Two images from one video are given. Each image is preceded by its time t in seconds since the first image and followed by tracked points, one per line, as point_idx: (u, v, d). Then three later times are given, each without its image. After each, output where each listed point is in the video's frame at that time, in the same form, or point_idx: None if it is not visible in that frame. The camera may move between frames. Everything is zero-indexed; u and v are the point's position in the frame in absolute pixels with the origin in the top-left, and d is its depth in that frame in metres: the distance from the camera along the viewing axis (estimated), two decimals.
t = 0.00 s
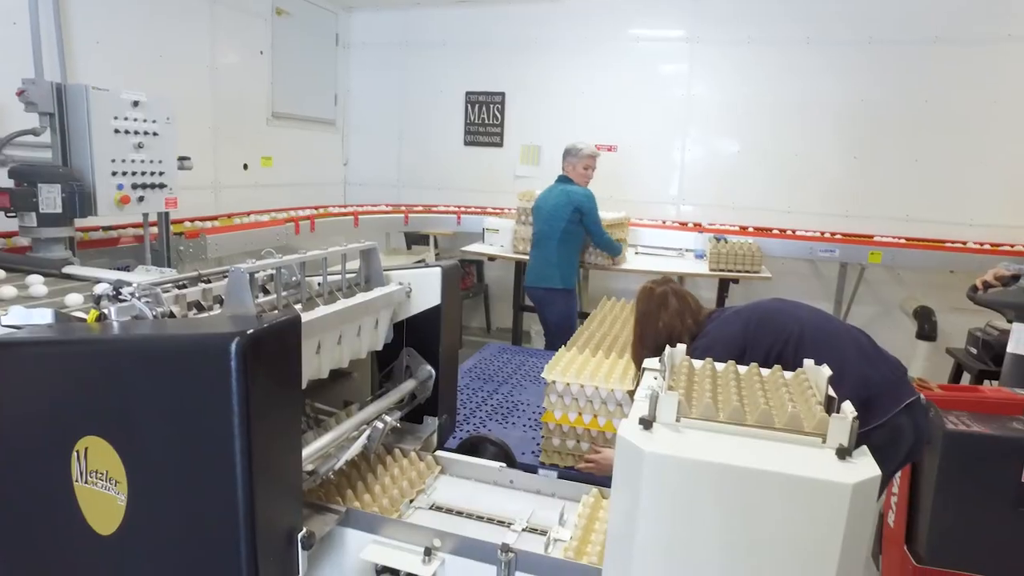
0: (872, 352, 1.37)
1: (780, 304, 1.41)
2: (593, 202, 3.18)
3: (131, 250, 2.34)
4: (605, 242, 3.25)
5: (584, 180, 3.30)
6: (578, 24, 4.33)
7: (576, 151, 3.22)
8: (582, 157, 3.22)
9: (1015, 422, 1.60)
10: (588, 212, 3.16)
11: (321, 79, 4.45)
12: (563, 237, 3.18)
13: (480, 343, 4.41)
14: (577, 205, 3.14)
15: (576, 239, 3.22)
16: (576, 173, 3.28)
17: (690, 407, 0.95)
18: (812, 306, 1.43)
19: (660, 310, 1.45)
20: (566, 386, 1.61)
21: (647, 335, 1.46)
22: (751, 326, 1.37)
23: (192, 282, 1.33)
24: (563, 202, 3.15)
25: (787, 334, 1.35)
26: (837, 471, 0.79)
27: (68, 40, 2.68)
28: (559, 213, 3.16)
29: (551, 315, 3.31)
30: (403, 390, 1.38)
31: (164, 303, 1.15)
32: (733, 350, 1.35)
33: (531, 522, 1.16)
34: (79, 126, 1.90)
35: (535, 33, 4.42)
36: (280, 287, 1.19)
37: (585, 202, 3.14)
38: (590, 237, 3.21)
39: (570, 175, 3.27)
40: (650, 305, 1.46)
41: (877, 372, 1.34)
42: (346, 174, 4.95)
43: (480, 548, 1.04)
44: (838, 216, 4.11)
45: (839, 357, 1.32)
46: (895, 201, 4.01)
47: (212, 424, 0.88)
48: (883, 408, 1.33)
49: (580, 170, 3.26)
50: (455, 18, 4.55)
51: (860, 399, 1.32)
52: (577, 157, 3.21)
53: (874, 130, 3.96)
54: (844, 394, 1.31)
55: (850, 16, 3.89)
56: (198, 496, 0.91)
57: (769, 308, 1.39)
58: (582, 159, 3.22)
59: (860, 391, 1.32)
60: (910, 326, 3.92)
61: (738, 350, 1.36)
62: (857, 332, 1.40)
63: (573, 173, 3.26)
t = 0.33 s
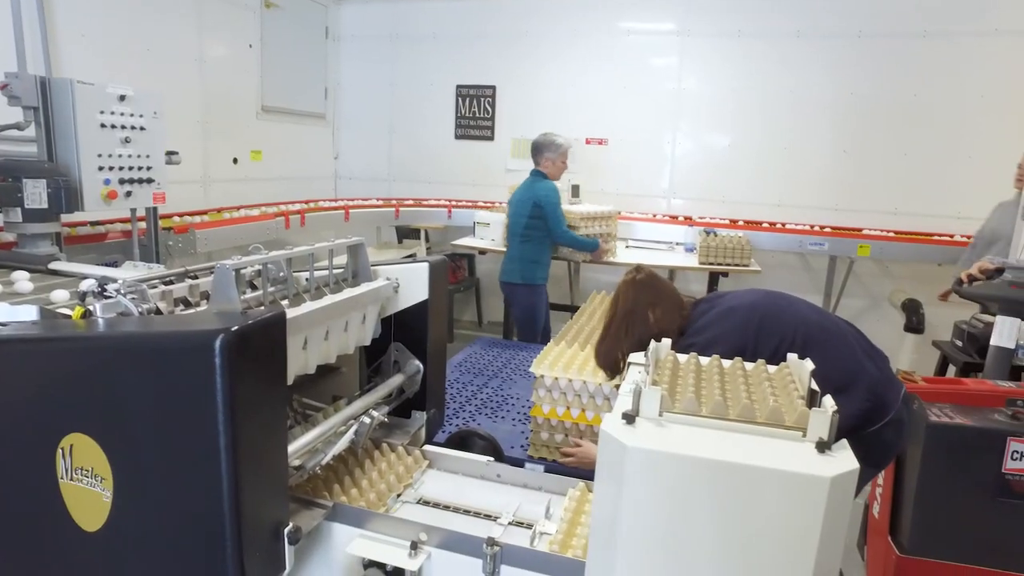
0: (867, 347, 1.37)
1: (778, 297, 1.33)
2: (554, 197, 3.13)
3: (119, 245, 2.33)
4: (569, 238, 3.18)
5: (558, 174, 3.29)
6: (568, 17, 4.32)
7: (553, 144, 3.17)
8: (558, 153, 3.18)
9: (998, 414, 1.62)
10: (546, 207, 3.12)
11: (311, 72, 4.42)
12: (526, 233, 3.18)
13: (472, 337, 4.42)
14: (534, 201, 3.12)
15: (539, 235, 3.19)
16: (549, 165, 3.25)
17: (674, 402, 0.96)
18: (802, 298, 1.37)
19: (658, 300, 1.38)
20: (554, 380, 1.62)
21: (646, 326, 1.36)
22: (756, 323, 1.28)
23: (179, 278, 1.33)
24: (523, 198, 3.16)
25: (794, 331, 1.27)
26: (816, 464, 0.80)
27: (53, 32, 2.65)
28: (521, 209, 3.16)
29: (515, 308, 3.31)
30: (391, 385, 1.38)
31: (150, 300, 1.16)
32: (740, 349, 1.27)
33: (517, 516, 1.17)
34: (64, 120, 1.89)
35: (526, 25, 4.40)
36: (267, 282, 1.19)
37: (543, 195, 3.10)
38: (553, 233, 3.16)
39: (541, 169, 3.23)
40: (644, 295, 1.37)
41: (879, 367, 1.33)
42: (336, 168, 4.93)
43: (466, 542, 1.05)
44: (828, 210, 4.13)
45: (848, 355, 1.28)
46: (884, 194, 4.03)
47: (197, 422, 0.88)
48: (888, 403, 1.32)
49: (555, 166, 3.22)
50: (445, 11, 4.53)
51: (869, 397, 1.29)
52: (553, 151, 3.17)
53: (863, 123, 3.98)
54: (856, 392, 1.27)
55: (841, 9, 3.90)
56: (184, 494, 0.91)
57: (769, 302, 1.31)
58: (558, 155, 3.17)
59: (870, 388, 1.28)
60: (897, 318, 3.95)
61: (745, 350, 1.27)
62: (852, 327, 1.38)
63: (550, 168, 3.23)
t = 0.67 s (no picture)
0: (828, 339, 1.49)
1: (742, 293, 1.45)
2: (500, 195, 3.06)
3: (105, 241, 2.33)
4: (509, 235, 3.05)
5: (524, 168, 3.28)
6: (559, 11, 4.31)
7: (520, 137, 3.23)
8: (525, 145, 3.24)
9: (978, 409, 1.62)
10: (489, 205, 3.07)
11: (301, 67, 4.41)
12: (479, 231, 3.17)
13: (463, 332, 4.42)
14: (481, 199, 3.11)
15: (488, 232, 3.15)
16: (511, 160, 3.35)
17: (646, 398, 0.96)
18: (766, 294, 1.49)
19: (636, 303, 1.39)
20: (536, 375, 1.63)
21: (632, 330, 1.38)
22: (723, 315, 1.39)
23: (158, 275, 1.33)
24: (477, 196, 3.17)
25: (757, 324, 1.38)
26: (781, 461, 0.81)
27: (36, 27, 2.63)
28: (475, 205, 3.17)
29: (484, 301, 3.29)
30: (370, 381, 1.39)
31: (126, 297, 1.17)
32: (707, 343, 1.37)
33: (493, 511, 1.18)
34: (47, 116, 1.88)
35: (517, 20, 4.39)
36: (244, 280, 1.19)
37: (487, 193, 3.06)
38: (496, 232, 3.08)
39: (503, 165, 3.24)
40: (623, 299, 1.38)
41: (835, 358, 1.45)
42: (328, 163, 4.92)
43: (441, 537, 1.06)
44: (819, 205, 4.13)
45: (806, 346, 1.40)
46: (875, 189, 4.03)
47: (168, 420, 0.89)
48: (844, 393, 1.44)
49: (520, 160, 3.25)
50: (435, 5, 4.52)
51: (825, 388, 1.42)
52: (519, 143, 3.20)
53: (853, 117, 3.98)
54: (810, 382, 1.41)
55: (831, 3, 3.89)
56: (155, 491, 0.92)
57: (733, 297, 1.42)
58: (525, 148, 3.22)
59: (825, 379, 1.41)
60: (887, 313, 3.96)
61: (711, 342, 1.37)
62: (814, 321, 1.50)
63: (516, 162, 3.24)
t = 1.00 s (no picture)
0: (808, 339, 1.52)
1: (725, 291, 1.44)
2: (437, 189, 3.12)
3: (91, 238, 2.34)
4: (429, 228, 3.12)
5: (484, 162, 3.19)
6: (550, 8, 4.31)
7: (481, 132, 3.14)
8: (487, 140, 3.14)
9: (953, 404, 1.63)
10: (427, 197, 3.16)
11: (292, 63, 4.41)
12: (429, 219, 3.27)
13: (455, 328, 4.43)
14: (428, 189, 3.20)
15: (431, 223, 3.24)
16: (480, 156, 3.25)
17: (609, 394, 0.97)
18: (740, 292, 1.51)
19: (598, 303, 1.36)
20: (514, 371, 1.64)
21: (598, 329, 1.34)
22: (708, 314, 1.38)
23: (134, 273, 1.34)
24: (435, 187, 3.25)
25: (742, 324, 1.39)
26: (734, 457, 0.81)
27: (21, 24, 2.63)
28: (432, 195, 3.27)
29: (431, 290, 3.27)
30: (345, 378, 1.40)
31: (100, 296, 1.17)
32: (693, 341, 1.35)
33: (464, 506, 1.19)
34: (29, 113, 1.89)
35: (507, 16, 4.39)
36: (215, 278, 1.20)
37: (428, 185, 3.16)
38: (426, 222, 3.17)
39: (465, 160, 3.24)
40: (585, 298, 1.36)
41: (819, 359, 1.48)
42: (320, 160, 4.92)
43: (410, 532, 1.08)
44: (809, 201, 4.14)
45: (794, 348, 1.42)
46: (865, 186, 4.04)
47: (134, 416, 0.90)
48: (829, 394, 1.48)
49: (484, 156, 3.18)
50: (425, 2, 4.52)
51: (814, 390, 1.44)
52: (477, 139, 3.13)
53: (843, 114, 3.98)
54: (802, 385, 1.42)
55: None
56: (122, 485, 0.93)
57: (715, 296, 1.42)
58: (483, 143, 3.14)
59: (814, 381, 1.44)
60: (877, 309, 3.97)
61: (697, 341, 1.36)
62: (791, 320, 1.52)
63: (475, 157, 3.18)
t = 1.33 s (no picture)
0: (775, 337, 1.53)
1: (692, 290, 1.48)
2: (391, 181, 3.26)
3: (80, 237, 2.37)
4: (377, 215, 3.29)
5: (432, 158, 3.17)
6: (541, 7, 4.32)
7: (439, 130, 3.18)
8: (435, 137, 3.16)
9: (926, 401, 1.65)
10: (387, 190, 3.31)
11: (284, 62, 4.43)
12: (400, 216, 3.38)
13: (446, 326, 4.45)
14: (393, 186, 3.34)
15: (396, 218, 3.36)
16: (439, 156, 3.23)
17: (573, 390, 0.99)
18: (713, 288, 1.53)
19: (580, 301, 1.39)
20: (493, 368, 1.66)
21: (573, 330, 1.35)
22: (673, 310, 1.41)
23: (114, 271, 1.36)
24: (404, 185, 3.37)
25: (704, 321, 1.42)
26: (687, 451, 0.83)
27: (8, 24, 2.64)
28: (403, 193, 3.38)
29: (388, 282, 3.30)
30: (323, 374, 1.42)
31: (77, 294, 1.19)
32: (658, 338, 1.38)
33: (437, 501, 1.21)
34: (15, 113, 1.91)
35: (498, 14, 4.41)
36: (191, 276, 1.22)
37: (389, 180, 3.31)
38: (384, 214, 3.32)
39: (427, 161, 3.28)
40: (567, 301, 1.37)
41: (782, 357, 1.50)
42: (312, 158, 4.93)
43: (380, 525, 1.09)
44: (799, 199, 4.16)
45: (750, 346, 1.45)
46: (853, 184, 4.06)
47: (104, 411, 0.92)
48: (787, 392, 1.49)
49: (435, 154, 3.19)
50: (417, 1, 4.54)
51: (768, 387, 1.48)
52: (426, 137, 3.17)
53: (832, 112, 4.00)
54: (753, 382, 1.46)
55: None
56: (93, 478, 0.95)
57: (683, 295, 1.45)
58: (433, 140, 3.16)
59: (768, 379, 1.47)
60: (865, 307, 3.99)
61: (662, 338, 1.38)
62: (759, 315, 1.54)
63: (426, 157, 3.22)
